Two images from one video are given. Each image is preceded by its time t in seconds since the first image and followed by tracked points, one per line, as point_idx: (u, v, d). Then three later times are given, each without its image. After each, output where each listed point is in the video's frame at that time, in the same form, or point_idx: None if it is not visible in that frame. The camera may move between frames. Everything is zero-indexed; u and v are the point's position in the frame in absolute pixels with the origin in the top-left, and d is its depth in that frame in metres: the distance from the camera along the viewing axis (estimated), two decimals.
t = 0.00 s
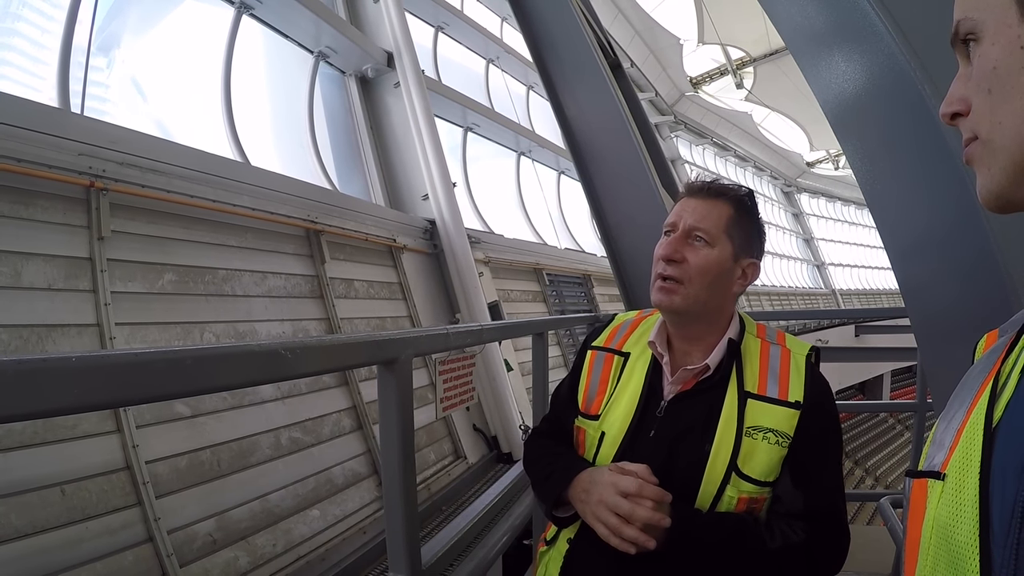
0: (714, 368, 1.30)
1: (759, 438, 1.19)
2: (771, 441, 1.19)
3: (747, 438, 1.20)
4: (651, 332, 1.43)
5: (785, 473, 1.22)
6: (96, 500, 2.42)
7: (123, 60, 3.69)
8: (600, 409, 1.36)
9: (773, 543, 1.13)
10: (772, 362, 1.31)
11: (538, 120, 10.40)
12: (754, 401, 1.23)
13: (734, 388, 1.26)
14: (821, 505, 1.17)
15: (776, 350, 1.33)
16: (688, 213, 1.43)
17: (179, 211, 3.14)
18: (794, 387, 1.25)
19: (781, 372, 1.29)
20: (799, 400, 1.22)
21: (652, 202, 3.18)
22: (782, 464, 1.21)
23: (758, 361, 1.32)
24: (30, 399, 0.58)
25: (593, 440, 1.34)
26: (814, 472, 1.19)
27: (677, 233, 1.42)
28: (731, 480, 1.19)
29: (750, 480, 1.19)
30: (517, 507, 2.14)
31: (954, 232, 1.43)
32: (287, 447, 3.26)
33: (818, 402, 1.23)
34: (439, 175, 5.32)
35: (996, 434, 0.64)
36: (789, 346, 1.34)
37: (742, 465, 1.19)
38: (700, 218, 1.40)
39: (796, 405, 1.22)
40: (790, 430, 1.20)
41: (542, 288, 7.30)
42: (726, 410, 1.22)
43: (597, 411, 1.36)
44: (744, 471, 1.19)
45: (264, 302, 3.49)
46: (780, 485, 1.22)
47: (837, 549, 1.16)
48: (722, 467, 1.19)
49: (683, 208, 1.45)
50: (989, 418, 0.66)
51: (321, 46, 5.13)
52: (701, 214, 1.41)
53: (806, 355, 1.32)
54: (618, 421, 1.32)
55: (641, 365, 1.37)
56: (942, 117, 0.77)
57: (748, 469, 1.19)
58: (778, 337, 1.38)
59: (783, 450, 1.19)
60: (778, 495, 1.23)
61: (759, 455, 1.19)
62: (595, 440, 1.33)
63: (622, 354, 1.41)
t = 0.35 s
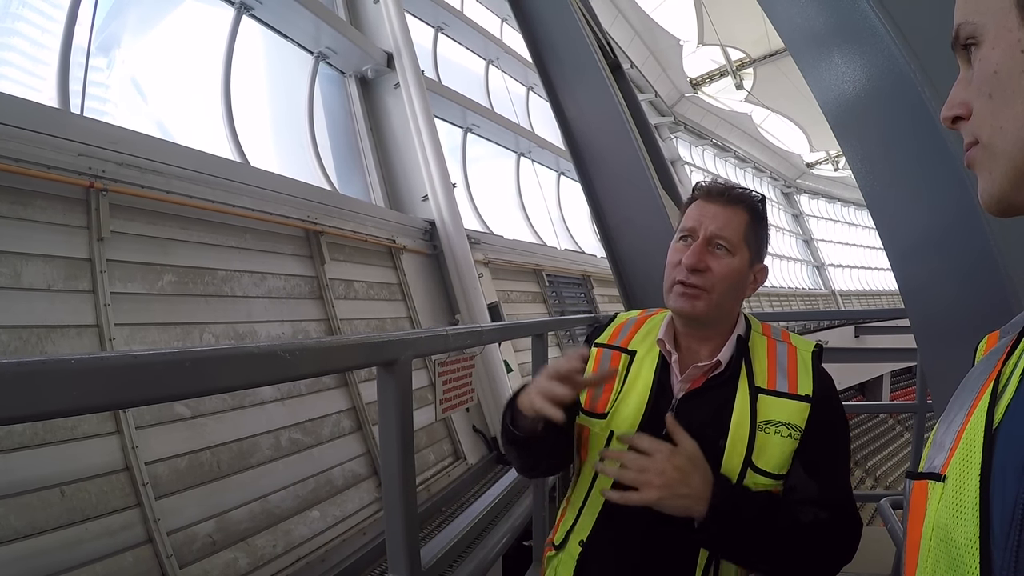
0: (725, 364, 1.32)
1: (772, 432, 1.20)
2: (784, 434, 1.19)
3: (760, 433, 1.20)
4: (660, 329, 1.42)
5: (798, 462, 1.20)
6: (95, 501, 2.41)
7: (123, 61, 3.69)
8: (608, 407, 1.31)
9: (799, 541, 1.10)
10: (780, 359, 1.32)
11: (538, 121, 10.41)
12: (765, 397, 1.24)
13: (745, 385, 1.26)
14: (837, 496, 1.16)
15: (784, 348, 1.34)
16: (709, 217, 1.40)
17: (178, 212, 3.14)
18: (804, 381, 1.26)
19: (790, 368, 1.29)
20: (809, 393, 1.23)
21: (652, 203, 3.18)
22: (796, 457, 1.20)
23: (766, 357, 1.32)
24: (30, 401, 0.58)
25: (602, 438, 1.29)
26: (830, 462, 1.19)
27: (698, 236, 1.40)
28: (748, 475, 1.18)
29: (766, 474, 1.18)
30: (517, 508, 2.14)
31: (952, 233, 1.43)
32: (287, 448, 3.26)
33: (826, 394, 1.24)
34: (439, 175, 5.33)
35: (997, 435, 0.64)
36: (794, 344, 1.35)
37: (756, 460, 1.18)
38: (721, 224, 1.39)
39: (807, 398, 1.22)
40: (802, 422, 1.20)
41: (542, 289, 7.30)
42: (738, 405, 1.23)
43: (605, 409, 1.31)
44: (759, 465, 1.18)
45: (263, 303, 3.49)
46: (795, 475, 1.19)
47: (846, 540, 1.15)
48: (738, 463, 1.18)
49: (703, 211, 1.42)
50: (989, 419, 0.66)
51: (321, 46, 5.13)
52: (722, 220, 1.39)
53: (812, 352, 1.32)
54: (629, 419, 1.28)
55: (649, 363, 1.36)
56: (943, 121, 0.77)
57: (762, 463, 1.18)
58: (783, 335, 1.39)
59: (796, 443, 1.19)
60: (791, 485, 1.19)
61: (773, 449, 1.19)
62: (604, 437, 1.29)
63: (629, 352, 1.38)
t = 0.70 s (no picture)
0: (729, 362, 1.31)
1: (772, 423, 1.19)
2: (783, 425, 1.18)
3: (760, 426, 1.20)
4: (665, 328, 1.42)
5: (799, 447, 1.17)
6: (95, 501, 2.41)
7: (123, 61, 3.69)
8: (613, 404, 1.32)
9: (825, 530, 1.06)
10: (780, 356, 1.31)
11: (538, 121, 10.40)
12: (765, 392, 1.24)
13: (745, 382, 1.26)
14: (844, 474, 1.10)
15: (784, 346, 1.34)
16: (744, 233, 1.36)
17: (178, 213, 3.14)
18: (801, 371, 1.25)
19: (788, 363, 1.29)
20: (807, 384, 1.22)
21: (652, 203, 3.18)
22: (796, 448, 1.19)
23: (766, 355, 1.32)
24: (29, 401, 0.58)
25: (606, 435, 1.29)
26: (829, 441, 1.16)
27: (733, 252, 1.35)
28: (749, 466, 1.16)
29: (765, 464, 1.15)
30: (517, 509, 2.14)
31: (951, 233, 1.44)
32: (287, 449, 3.26)
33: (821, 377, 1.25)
34: (438, 176, 5.32)
35: (998, 435, 0.64)
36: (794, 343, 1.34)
37: (756, 451, 1.17)
38: (755, 242, 1.36)
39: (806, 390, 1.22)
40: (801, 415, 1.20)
41: (541, 289, 7.30)
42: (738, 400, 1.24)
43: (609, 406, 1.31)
44: (758, 456, 1.16)
45: (263, 303, 3.49)
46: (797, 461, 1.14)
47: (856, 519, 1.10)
48: (738, 455, 1.17)
49: (739, 225, 1.37)
50: (990, 418, 0.66)
51: (320, 47, 5.13)
52: (756, 239, 1.36)
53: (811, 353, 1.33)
54: (633, 416, 1.28)
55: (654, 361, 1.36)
56: (946, 128, 0.77)
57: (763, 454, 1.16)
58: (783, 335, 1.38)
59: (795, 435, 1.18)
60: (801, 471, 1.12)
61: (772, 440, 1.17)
62: (609, 435, 1.28)
63: (632, 350, 1.38)
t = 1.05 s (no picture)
0: (728, 358, 1.30)
1: (773, 423, 1.20)
2: (784, 425, 1.19)
3: (762, 425, 1.20)
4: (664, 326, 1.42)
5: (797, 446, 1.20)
6: (96, 501, 2.42)
7: (124, 61, 3.69)
8: (613, 401, 1.32)
9: (816, 533, 1.12)
10: (779, 354, 1.32)
11: (538, 121, 10.40)
12: (766, 390, 1.24)
13: (746, 380, 1.26)
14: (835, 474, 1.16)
15: (783, 344, 1.34)
16: (731, 219, 1.39)
17: (180, 212, 3.14)
18: (802, 374, 1.26)
19: (788, 363, 1.30)
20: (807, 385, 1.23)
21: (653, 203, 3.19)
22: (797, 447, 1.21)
23: (766, 352, 1.32)
24: (35, 400, 0.58)
25: (607, 432, 1.29)
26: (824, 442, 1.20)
27: (720, 237, 1.38)
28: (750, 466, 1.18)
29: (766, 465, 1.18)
30: (519, 508, 2.14)
31: (954, 232, 1.44)
32: (288, 448, 3.26)
33: (821, 380, 1.25)
34: (439, 175, 5.32)
35: (998, 434, 0.64)
36: (792, 342, 1.35)
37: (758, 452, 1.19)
38: (742, 227, 1.38)
39: (806, 391, 1.23)
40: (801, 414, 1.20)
41: (542, 289, 7.30)
42: (740, 397, 1.24)
43: (610, 403, 1.32)
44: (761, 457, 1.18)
45: (265, 303, 3.49)
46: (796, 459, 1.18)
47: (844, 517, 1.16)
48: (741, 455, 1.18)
49: (726, 213, 1.41)
50: (990, 417, 0.66)
51: (321, 46, 5.13)
52: (742, 224, 1.39)
53: (810, 349, 1.32)
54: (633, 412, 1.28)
55: (653, 358, 1.36)
56: (946, 128, 0.77)
57: (765, 454, 1.18)
58: (781, 333, 1.39)
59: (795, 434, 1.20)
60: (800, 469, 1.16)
61: (773, 441, 1.19)
62: (609, 431, 1.29)
63: (633, 348, 1.38)
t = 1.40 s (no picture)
0: (721, 357, 1.31)
1: (763, 420, 1.20)
2: (774, 421, 1.20)
3: (752, 422, 1.21)
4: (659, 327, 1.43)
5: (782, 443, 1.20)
6: (96, 501, 2.41)
7: (123, 61, 3.69)
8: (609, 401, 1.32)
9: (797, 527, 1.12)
10: (772, 352, 1.31)
11: (538, 121, 10.40)
12: (757, 387, 1.24)
13: (738, 379, 1.26)
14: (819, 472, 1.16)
15: (774, 342, 1.33)
16: (719, 220, 1.39)
17: (180, 212, 3.14)
18: (793, 371, 1.26)
19: (780, 361, 1.29)
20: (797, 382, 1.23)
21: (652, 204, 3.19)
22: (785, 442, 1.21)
23: (757, 350, 1.32)
24: (37, 400, 0.58)
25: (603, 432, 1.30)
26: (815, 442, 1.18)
27: (708, 238, 1.38)
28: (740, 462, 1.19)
29: (755, 461, 1.19)
30: (518, 509, 2.14)
31: (952, 231, 1.44)
32: (288, 448, 3.27)
33: (813, 379, 1.25)
34: (439, 175, 5.33)
35: (997, 434, 0.64)
36: (784, 339, 1.34)
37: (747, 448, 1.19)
38: (731, 227, 1.38)
39: (795, 387, 1.22)
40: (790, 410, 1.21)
41: (542, 289, 7.30)
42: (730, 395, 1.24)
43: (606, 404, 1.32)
44: (750, 453, 1.19)
45: (265, 303, 3.49)
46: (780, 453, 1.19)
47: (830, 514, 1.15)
48: (731, 451, 1.19)
49: (715, 214, 1.40)
50: (989, 417, 0.66)
51: (321, 47, 5.14)
52: (731, 224, 1.39)
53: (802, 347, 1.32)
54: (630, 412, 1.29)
55: (648, 358, 1.36)
56: (944, 129, 0.78)
57: (754, 451, 1.19)
58: (774, 331, 1.38)
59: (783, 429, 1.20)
60: (779, 463, 1.18)
61: (762, 437, 1.19)
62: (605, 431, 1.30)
63: (628, 348, 1.39)
